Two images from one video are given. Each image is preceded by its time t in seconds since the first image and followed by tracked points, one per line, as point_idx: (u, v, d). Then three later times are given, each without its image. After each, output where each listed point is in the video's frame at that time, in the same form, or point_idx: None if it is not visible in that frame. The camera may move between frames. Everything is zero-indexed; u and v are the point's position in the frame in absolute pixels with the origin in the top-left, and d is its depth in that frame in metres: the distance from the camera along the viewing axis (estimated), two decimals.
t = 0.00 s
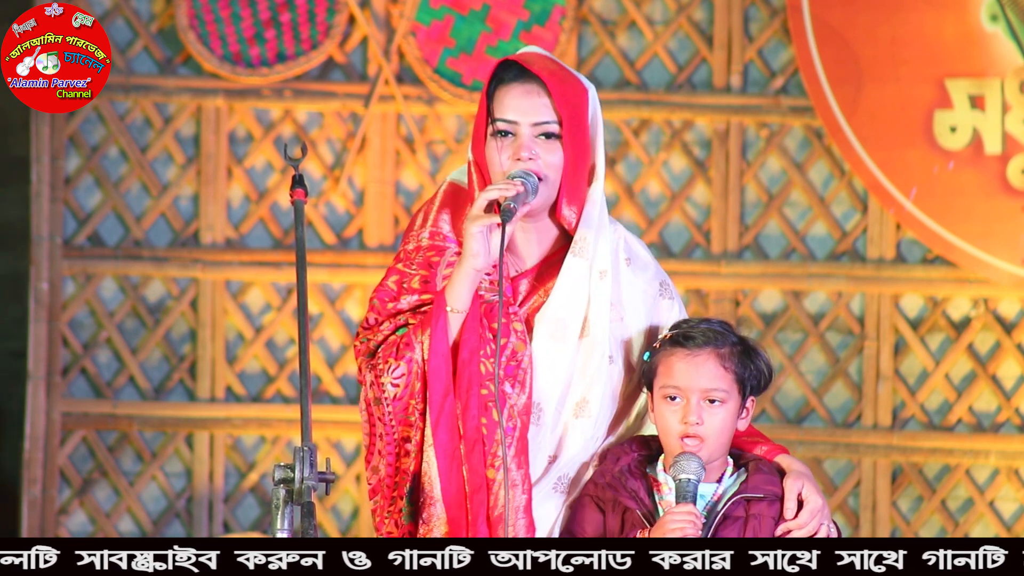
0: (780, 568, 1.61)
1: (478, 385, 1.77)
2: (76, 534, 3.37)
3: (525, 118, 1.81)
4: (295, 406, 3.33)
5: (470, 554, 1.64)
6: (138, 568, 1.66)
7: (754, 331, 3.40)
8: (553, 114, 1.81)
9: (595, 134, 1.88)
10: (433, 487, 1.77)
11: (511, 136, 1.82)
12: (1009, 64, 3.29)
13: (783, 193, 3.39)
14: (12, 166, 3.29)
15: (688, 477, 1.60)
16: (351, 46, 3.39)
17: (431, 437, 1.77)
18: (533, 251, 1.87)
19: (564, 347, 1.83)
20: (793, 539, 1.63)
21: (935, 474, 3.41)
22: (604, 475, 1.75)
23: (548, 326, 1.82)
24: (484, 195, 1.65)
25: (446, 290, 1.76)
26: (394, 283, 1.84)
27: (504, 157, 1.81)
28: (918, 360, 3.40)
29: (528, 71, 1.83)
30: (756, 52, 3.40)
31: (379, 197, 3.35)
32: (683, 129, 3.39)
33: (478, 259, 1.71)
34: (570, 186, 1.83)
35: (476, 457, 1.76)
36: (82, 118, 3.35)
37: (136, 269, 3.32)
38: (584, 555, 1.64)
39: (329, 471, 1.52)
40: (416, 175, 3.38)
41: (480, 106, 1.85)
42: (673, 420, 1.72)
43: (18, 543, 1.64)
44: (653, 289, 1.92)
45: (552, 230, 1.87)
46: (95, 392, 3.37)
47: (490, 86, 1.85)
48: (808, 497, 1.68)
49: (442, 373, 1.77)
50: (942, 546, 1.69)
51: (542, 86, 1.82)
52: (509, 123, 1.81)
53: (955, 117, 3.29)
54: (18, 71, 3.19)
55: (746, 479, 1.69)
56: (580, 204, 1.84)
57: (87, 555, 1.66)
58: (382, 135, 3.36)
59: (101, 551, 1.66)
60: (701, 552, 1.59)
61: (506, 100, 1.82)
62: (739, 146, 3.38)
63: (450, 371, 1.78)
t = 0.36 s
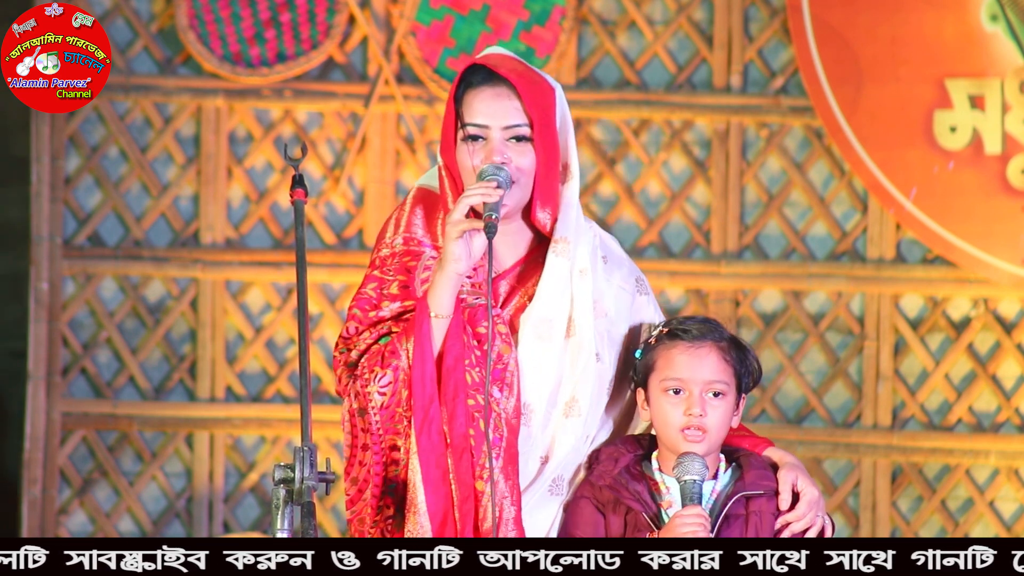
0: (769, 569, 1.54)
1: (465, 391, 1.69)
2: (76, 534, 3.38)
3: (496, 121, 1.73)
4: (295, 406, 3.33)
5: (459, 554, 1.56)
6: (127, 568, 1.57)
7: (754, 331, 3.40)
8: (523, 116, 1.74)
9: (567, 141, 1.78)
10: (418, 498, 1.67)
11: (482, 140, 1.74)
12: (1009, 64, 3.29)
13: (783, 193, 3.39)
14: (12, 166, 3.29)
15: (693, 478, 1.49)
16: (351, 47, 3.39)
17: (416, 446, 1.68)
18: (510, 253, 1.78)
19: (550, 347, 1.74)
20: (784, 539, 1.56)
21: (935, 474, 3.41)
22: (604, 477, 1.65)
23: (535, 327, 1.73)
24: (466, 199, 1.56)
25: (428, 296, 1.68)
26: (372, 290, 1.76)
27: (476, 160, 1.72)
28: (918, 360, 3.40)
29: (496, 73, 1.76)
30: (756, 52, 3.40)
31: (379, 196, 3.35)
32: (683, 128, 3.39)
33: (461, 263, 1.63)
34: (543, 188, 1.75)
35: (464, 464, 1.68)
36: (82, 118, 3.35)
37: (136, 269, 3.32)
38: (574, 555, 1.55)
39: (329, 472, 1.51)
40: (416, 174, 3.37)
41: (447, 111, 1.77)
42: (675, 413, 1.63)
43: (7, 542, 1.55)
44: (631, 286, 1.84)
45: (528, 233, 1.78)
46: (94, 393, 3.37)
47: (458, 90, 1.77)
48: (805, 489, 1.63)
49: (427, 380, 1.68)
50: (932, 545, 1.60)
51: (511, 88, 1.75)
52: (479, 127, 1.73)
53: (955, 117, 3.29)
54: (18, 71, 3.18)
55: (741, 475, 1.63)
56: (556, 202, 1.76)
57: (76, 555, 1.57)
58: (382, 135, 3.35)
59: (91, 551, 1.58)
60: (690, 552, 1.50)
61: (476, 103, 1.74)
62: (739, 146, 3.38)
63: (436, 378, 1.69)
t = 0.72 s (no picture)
0: (758, 569, 1.50)
1: (451, 383, 1.63)
2: (76, 534, 3.38)
3: (479, 114, 1.68)
4: (295, 406, 3.33)
5: (448, 554, 1.51)
6: (115, 568, 1.54)
7: (754, 331, 3.41)
8: (505, 108, 1.70)
9: (545, 131, 1.76)
10: (401, 490, 1.60)
11: (465, 134, 1.69)
12: (1009, 64, 3.29)
13: (783, 193, 3.39)
14: (12, 166, 3.28)
15: (697, 481, 1.52)
16: (351, 47, 3.40)
17: (399, 437, 1.62)
18: (496, 245, 1.73)
19: (541, 339, 1.69)
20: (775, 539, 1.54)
21: (935, 474, 3.41)
22: (603, 476, 1.62)
23: (524, 318, 1.68)
24: (452, 187, 1.53)
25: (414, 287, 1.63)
26: (357, 284, 1.70)
27: (461, 156, 1.67)
28: (918, 360, 3.40)
29: (477, 66, 1.71)
30: (756, 52, 3.40)
31: (379, 196, 3.35)
32: (683, 129, 3.39)
33: (446, 254, 1.57)
34: (525, 184, 1.71)
35: (450, 457, 1.62)
36: (82, 118, 3.35)
37: (136, 269, 3.32)
38: (563, 555, 1.52)
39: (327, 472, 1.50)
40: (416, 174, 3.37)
41: (425, 107, 1.72)
42: (677, 413, 1.61)
43: None
44: (616, 280, 1.82)
45: (512, 227, 1.74)
46: (94, 392, 3.37)
47: (437, 84, 1.72)
48: (798, 483, 1.62)
49: (411, 372, 1.62)
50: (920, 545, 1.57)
51: (493, 80, 1.71)
52: (462, 121, 1.68)
53: (955, 117, 3.29)
54: (18, 71, 3.16)
55: (736, 474, 1.61)
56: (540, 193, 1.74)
57: (66, 555, 1.54)
58: (382, 135, 3.35)
59: (80, 551, 1.54)
60: (679, 551, 1.48)
61: (457, 96, 1.70)
62: (739, 146, 3.38)
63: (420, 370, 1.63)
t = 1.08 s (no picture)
0: (747, 569, 1.51)
1: (439, 386, 1.64)
2: (76, 534, 3.38)
3: (474, 117, 1.69)
4: (295, 406, 3.33)
5: (437, 554, 1.54)
6: (106, 568, 1.59)
7: (754, 331, 3.40)
8: (500, 111, 1.70)
9: (537, 131, 1.75)
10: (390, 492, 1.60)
11: (459, 136, 1.70)
12: (1009, 64, 3.29)
13: (783, 192, 3.39)
14: (11, 166, 3.28)
15: (681, 479, 1.49)
16: (351, 47, 3.40)
17: (388, 438, 1.62)
18: (486, 247, 1.73)
19: (530, 339, 1.69)
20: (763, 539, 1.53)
21: (935, 474, 3.41)
22: (587, 475, 1.59)
23: (512, 319, 1.69)
24: (442, 189, 1.52)
25: (403, 288, 1.63)
26: (347, 285, 1.69)
27: (455, 158, 1.68)
28: (918, 360, 3.40)
29: (473, 67, 1.72)
30: (757, 51, 3.40)
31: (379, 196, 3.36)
32: (683, 128, 3.39)
33: (435, 255, 1.57)
34: (517, 186, 1.71)
35: (436, 459, 1.62)
36: (82, 118, 3.35)
37: (136, 269, 3.32)
38: (552, 555, 1.53)
39: (328, 472, 1.50)
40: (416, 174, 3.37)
41: (419, 109, 1.73)
42: (663, 410, 1.59)
43: None
44: (608, 283, 1.82)
45: (503, 229, 1.74)
46: (94, 392, 3.37)
47: (433, 85, 1.72)
48: (786, 484, 1.58)
49: (399, 374, 1.62)
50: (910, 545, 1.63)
51: (489, 83, 1.71)
52: (457, 123, 1.69)
53: (955, 117, 3.29)
54: (17, 71, 3.16)
55: (723, 474, 1.58)
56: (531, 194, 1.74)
57: (55, 555, 1.60)
58: (382, 135, 3.36)
59: (69, 551, 1.60)
60: (667, 552, 1.47)
61: (452, 99, 1.70)
62: (740, 146, 3.38)
63: (409, 372, 1.63)
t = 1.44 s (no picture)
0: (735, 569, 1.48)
1: (425, 380, 1.65)
2: (76, 534, 3.38)
3: (467, 110, 1.70)
4: (295, 406, 3.33)
5: (426, 554, 1.54)
6: (93, 568, 1.56)
7: (754, 331, 3.40)
8: (492, 104, 1.71)
9: (534, 128, 1.77)
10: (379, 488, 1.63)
11: (453, 131, 1.70)
12: (1009, 64, 3.29)
13: (783, 192, 3.40)
14: (11, 166, 3.28)
15: (710, 486, 1.51)
16: (351, 47, 3.40)
17: (375, 434, 1.63)
18: (480, 245, 1.75)
19: (523, 337, 1.72)
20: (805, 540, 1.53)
21: (935, 474, 3.41)
22: (618, 478, 1.60)
23: (505, 317, 1.71)
24: (430, 186, 1.52)
25: (393, 284, 1.64)
26: (341, 283, 1.70)
27: (447, 151, 1.69)
28: (918, 360, 3.40)
29: (466, 62, 1.73)
30: (757, 51, 3.40)
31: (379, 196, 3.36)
32: (683, 129, 3.39)
33: (424, 251, 1.59)
34: (513, 181, 1.72)
35: (420, 455, 1.63)
36: (82, 118, 3.35)
37: (136, 269, 3.32)
38: (541, 555, 1.54)
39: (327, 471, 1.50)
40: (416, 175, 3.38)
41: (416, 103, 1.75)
42: (687, 423, 1.60)
43: None
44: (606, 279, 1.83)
45: (499, 225, 1.76)
46: (94, 392, 3.37)
47: (427, 81, 1.75)
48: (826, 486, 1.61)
49: (387, 370, 1.64)
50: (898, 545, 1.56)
51: (481, 77, 1.72)
52: (451, 117, 1.70)
53: (955, 117, 3.29)
54: (18, 71, 3.16)
55: (761, 478, 1.60)
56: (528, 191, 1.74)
57: (44, 555, 1.56)
58: (382, 135, 3.35)
59: (58, 551, 1.56)
60: (657, 551, 1.49)
61: (446, 94, 1.71)
62: (740, 146, 3.38)
63: (396, 367, 1.65)
